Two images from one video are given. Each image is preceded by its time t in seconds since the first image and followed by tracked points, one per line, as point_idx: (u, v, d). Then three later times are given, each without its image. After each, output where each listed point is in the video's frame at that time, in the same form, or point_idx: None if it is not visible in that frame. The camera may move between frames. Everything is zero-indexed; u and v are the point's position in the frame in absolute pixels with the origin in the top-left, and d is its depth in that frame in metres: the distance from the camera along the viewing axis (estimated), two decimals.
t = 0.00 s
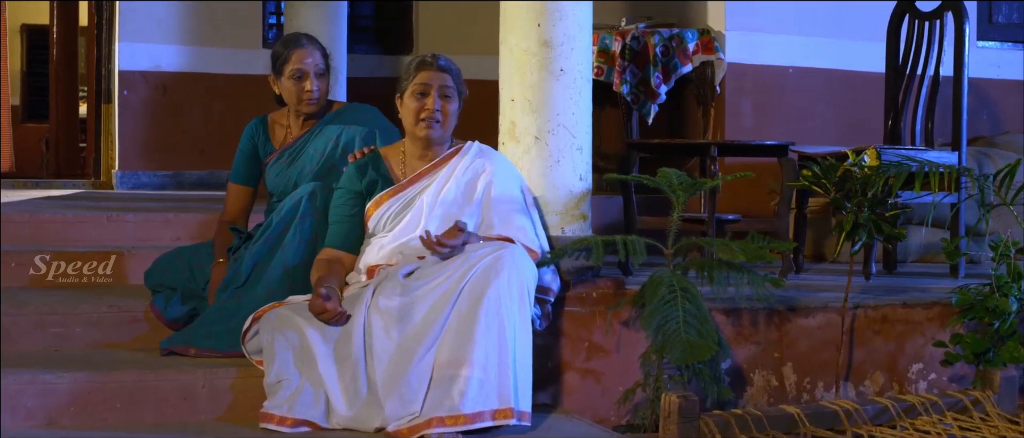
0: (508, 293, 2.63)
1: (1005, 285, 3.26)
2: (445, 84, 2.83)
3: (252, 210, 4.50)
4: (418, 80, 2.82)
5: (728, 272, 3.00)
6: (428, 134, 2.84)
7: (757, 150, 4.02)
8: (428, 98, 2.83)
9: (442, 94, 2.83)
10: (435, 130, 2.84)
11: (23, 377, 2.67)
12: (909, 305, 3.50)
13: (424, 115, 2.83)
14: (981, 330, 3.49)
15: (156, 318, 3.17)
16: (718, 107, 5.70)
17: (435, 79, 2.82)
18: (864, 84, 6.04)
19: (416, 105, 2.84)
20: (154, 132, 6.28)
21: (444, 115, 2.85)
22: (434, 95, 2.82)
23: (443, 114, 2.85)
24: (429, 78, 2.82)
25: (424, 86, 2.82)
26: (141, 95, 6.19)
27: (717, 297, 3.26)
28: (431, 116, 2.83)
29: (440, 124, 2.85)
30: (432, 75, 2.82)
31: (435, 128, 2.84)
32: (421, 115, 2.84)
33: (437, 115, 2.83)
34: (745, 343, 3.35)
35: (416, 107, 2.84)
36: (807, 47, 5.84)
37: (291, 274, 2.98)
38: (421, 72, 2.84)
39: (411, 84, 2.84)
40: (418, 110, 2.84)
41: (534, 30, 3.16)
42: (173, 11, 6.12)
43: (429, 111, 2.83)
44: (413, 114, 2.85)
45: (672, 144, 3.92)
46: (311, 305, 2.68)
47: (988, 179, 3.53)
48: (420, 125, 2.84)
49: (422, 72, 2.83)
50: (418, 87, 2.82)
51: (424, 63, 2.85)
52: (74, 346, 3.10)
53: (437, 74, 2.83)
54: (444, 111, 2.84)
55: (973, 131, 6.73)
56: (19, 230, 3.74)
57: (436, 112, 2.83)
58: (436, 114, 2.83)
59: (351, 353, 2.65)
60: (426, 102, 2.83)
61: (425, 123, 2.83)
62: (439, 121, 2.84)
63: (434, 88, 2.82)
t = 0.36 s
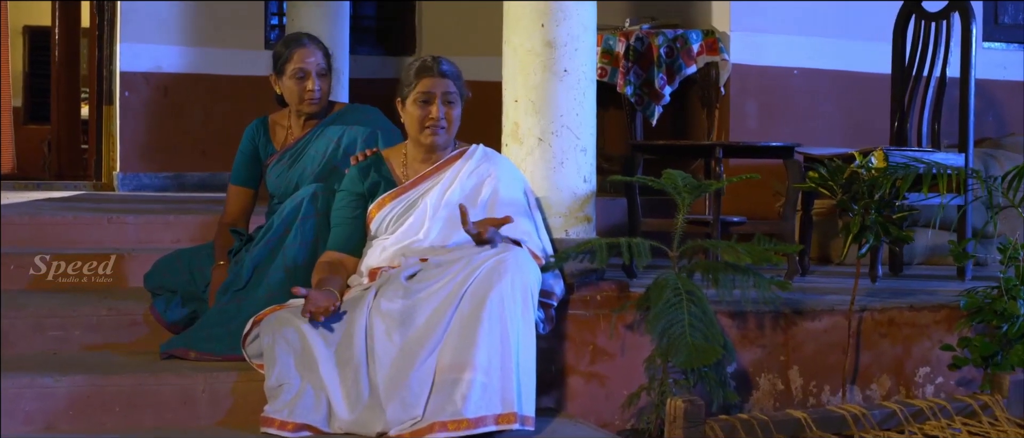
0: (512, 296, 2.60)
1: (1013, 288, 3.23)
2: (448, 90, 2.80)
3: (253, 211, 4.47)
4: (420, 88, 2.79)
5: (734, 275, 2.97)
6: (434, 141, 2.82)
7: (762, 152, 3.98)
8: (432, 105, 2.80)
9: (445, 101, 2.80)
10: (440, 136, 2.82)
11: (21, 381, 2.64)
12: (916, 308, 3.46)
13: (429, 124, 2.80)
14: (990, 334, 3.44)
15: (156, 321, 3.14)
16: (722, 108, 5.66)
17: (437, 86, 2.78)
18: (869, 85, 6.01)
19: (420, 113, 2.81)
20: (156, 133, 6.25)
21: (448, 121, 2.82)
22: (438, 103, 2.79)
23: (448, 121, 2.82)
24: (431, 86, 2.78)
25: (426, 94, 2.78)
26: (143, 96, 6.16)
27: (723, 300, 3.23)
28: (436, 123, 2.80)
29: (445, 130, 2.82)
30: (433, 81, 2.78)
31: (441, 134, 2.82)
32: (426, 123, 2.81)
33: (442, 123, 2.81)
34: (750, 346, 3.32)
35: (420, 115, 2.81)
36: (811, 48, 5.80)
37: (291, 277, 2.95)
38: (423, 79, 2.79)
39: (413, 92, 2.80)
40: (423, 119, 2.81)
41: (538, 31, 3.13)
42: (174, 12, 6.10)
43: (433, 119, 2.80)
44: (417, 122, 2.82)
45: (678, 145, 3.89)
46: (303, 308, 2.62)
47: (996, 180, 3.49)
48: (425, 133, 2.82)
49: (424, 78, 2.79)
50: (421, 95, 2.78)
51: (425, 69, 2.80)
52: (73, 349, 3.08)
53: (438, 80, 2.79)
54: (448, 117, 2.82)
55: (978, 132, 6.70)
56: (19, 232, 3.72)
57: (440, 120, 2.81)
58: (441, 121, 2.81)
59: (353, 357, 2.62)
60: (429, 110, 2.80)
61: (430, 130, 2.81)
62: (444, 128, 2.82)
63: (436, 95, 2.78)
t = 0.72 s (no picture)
0: (516, 299, 2.56)
1: None
2: (444, 89, 2.76)
3: (254, 213, 4.44)
4: (416, 87, 2.76)
5: (741, 277, 2.93)
6: (430, 142, 2.78)
7: (768, 154, 3.94)
8: (427, 104, 2.77)
9: (440, 100, 2.76)
10: (437, 137, 2.78)
11: (19, 386, 2.62)
12: (925, 311, 3.42)
13: (424, 123, 2.77)
14: (1000, 338, 3.37)
15: (156, 324, 3.11)
16: (728, 108, 5.63)
17: (433, 85, 2.75)
18: (875, 86, 5.97)
19: (415, 112, 2.78)
20: (158, 135, 6.24)
21: (444, 122, 2.78)
22: (432, 102, 2.76)
23: (443, 120, 2.78)
24: (427, 84, 2.75)
25: (422, 93, 2.76)
26: (144, 98, 6.17)
27: (730, 303, 3.18)
28: (431, 123, 2.76)
29: (441, 131, 2.78)
30: (430, 80, 2.76)
31: (437, 135, 2.78)
32: (421, 123, 2.78)
33: (437, 122, 2.77)
34: (757, 350, 3.28)
35: (416, 114, 2.78)
36: (818, 48, 5.76)
37: (293, 280, 2.90)
38: (421, 78, 2.77)
39: (411, 91, 2.78)
40: (418, 118, 2.78)
41: (542, 31, 3.09)
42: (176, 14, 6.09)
43: (428, 119, 2.76)
44: (413, 122, 2.79)
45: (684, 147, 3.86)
46: (301, 315, 2.58)
47: (1007, 182, 3.44)
48: (421, 133, 2.78)
49: (421, 78, 2.77)
50: (417, 94, 2.76)
51: (422, 68, 2.78)
52: (72, 353, 3.05)
53: (435, 79, 2.76)
54: (443, 117, 2.77)
55: (986, 133, 6.65)
56: (19, 234, 3.69)
57: (436, 120, 2.77)
58: (436, 121, 2.77)
59: (355, 361, 2.58)
60: (424, 109, 2.77)
61: (426, 130, 2.77)
62: (440, 128, 2.78)
63: (432, 94, 2.75)
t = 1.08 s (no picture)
0: (520, 303, 2.52)
1: None
2: (437, 89, 2.72)
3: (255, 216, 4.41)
4: (410, 88, 2.75)
5: (748, 281, 2.88)
6: (426, 143, 2.75)
7: (774, 155, 3.90)
8: (420, 105, 2.75)
9: (434, 101, 2.73)
10: (433, 138, 2.75)
11: (16, 391, 2.60)
12: (934, 315, 3.37)
13: (418, 124, 2.75)
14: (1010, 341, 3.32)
15: (155, 328, 3.08)
16: (733, 110, 5.58)
17: (426, 85, 2.72)
18: (882, 87, 5.92)
19: (410, 113, 2.78)
20: (159, 136, 6.21)
21: (438, 122, 2.75)
22: (424, 102, 2.74)
23: (437, 121, 2.75)
24: (420, 85, 2.73)
25: (415, 94, 2.74)
26: (146, 99, 6.12)
27: (737, 306, 3.14)
28: (424, 125, 2.74)
29: (436, 131, 2.75)
30: (424, 81, 2.73)
31: (432, 136, 2.75)
32: (415, 124, 2.76)
33: (430, 124, 2.74)
34: (764, 354, 3.23)
35: (411, 115, 2.77)
36: (823, 49, 5.72)
37: (294, 284, 2.87)
38: (415, 79, 2.75)
39: (407, 91, 2.77)
40: (412, 119, 2.77)
41: (547, 31, 3.06)
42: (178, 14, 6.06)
43: (421, 119, 2.74)
44: (409, 122, 2.79)
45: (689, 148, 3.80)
46: (304, 321, 2.56)
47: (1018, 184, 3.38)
48: (416, 134, 2.76)
49: (415, 78, 2.75)
50: (411, 95, 2.75)
51: (416, 69, 2.75)
52: (71, 356, 3.02)
53: (428, 79, 2.72)
54: (436, 117, 2.74)
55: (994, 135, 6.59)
56: (18, 237, 3.67)
57: (429, 121, 2.74)
58: (429, 122, 2.74)
59: (356, 365, 2.54)
60: (418, 110, 2.75)
61: (420, 132, 2.75)
62: (434, 129, 2.75)
63: (424, 95, 2.73)
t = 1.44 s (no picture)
0: (526, 305, 2.49)
1: None
2: (444, 88, 2.69)
3: (257, 218, 4.39)
4: (417, 86, 2.71)
5: (756, 283, 2.84)
6: (430, 142, 2.71)
7: (782, 155, 3.86)
8: (426, 104, 2.70)
9: (441, 99, 2.69)
10: (437, 137, 2.70)
11: (15, 394, 2.58)
12: (943, 318, 3.33)
13: (423, 123, 2.70)
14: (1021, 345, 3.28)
15: (156, 331, 3.05)
16: (740, 111, 5.54)
17: (433, 84, 2.69)
18: (889, 88, 5.87)
19: (415, 112, 2.73)
20: (162, 138, 6.19)
21: (444, 121, 2.70)
22: (431, 101, 2.69)
23: (443, 120, 2.70)
24: (427, 83, 2.69)
25: (423, 91, 2.70)
26: (149, 100, 6.13)
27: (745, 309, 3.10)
28: (430, 123, 2.69)
29: (441, 131, 2.70)
30: (431, 78, 2.69)
31: (437, 135, 2.70)
32: (420, 123, 2.71)
33: (436, 123, 2.69)
34: (773, 357, 3.19)
35: (416, 114, 2.72)
36: (831, 50, 5.68)
37: (297, 287, 2.83)
38: (422, 77, 2.71)
39: (412, 90, 2.73)
40: (418, 117, 2.72)
41: (552, 29, 3.02)
42: (180, 15, 6.07)
43: (427, 118, 2.69)
44: (415, 121, 2.73)
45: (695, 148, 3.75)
46: (306, 325, 2.53)
47: None
48: (421, 133, 2.71)
49: (422, 76, 2.71)
50: (417, 93, 2.71)
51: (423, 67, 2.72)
52: (70, 360, 2.99)
53: (435, 78, 2.69)
54: (443, 116, 2.70)
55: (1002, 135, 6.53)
56: (18, 239, 3.63)
57: (435, 120, 2.69)
58: (435, 121, 2.69)
59: (360, 370, 2.51)
60: (424, 108, 2.70)
61: (425, 130, 2.70)
62: (440, 128, 2.70)
63: (431, 92, 2.69)
